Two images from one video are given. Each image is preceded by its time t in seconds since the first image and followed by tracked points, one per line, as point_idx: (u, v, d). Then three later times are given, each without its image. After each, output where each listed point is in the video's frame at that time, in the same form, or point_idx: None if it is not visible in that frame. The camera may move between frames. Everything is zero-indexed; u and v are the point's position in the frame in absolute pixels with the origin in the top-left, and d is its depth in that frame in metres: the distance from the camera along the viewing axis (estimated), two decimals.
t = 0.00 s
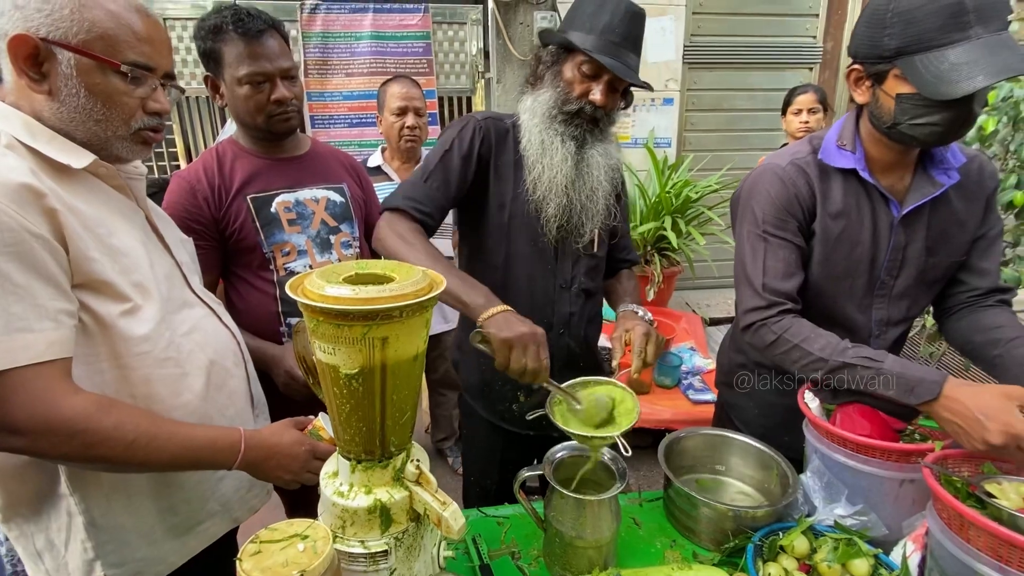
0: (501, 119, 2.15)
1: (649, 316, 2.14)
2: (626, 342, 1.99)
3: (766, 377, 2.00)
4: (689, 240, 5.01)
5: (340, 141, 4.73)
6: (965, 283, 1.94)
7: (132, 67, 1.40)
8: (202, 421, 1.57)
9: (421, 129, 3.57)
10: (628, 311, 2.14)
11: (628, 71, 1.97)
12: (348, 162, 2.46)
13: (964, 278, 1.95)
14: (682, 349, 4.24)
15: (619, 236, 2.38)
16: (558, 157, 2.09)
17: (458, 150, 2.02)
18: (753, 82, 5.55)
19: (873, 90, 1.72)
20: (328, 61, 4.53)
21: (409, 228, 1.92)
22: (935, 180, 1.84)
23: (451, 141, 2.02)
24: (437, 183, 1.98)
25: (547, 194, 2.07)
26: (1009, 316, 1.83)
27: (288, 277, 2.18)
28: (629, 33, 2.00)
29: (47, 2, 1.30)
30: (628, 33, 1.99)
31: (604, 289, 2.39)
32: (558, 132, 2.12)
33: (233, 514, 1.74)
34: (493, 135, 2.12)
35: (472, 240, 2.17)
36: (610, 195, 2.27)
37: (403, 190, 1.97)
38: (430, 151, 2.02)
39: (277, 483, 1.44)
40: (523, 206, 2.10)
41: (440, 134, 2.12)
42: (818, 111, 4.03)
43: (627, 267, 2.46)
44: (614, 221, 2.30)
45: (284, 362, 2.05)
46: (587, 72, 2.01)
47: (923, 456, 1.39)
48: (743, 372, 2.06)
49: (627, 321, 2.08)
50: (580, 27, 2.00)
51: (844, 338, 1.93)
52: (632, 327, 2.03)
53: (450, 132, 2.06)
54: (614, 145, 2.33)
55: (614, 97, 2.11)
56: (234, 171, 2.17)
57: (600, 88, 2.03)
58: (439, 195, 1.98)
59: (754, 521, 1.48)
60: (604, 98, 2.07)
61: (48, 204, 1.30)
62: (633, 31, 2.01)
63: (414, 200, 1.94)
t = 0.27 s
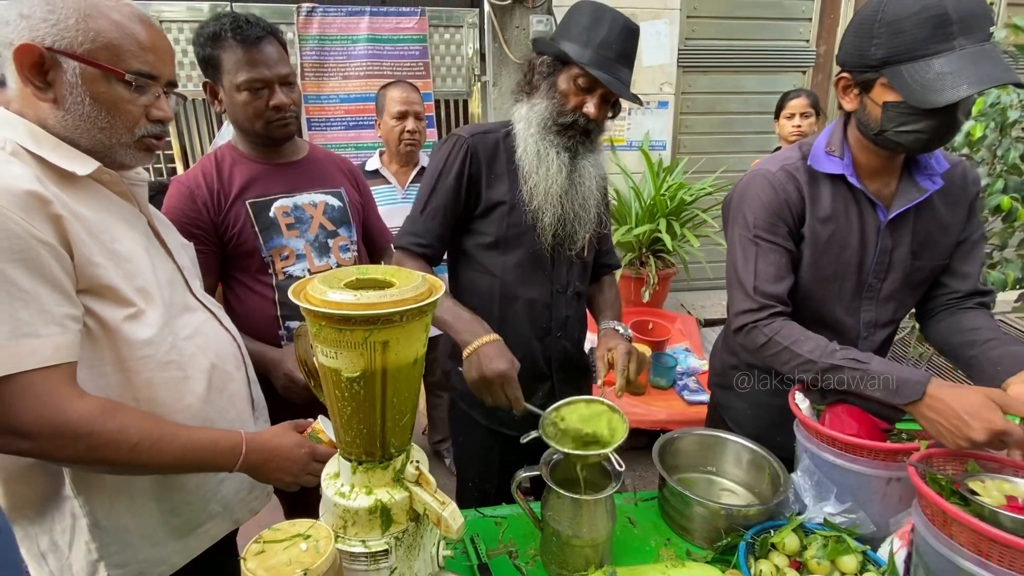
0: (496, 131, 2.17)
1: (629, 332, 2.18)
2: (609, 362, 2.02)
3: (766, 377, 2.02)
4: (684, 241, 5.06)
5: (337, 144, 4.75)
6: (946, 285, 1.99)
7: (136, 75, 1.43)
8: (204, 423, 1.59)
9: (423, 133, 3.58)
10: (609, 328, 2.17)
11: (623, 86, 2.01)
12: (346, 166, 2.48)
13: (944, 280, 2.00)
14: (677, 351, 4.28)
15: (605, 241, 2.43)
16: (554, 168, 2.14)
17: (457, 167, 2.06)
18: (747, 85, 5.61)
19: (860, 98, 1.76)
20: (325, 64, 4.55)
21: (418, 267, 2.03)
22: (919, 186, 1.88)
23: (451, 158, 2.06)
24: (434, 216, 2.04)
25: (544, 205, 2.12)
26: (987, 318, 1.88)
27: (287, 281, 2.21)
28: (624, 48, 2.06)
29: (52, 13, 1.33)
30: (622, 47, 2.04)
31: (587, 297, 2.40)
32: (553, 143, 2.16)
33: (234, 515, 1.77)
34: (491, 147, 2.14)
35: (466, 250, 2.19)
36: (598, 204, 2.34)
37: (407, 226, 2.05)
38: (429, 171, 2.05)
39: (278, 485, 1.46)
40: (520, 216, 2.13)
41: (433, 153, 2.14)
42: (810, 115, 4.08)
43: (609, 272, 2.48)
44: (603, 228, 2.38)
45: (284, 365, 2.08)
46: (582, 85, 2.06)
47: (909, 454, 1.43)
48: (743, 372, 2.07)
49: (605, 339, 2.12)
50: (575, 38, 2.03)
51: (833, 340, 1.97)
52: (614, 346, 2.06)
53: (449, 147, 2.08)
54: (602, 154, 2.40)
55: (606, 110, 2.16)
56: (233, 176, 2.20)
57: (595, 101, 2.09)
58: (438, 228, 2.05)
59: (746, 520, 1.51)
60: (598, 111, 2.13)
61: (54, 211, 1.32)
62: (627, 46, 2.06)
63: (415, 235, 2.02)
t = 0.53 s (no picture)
0: (484, 138, 2.20)
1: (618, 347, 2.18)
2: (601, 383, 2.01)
3: (766, 377, 2.05)
4: (678, 241, 5.11)
5: (333, 143, 4.77)
6: (927, 282, 2.04)
7: (139, 79, 1.45)
8: (206, 421, 1.61)
9: (421, 134, 3.61)
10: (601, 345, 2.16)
11: (600, 83, 2.05)
12: (344, 167, 2.51)
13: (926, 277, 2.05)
14: (671, 349, 4.32)
15: (598, 239, 2.46)
16: (544, 171, 2.15)
17: (452, 175, 2.08)
18: (740, 86, 5.66)
19: (846, 101, 1.81)
20: (321, 64, 4.57)
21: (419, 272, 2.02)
22: (903, 186, 1.93)
23: (445, 167, 2.08)
24: (434, 218, 2.04)
25: (537, 208, 2.13)
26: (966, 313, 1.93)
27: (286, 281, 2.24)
28: (598, 46, 2.09)
29: (58, 17, 1.35)
30: (597, 46, 2.09)
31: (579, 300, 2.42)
32: (540, 148, 2.18)
33: (235, 511, 1.79)
34: (481, 154, 2.17)
35: (464, 254, 2.23)
36: (592, 201, 2.36)
37: (407, 229, 2.02)
38: (425, 180, 2.06)
39: (279, 481, 1.49)
40: (513, 220, 2.17)
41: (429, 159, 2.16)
42: (802, 117, 4.13)
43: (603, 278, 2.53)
44: (596, 227, 2.41)
45: (283, 363, 2.10)
46: (562, 87, 2.08)
47: (894, 448, 1.48)
48: (743, 372, 2.09)
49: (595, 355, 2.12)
50: (552, 42, 2.10)
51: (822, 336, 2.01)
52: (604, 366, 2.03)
53: (440, 156, 2.11)
54: (594, 152, 2.41)
55: (591, 107, 2.16)
56: (233, 176, 2.22)
57: (576, 101, 2.10)
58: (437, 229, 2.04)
59: (737, 512, 1.55)
60: (581, 110, 2.13)
61: (59, 212, 1.34)
62: (601, 44, 2.10)
63: (416, 238, 2.00)
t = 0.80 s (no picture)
0: (484, 139, 2.21)
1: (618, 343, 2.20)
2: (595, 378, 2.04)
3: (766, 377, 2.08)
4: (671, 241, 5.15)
5: (329, 144, 4.79)
6: (908, 281, 2.09)
7: (139, 84, 1.48)
8: (205, 420, 1.64)
9: (416, 135, 3.66)
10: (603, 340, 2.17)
11: (599, 91, 2.08)
12: (339, 168, 2.54)
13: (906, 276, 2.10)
14: (665, 348, 4.37)
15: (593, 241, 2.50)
16: (543, 175, 2.19)
17: (456, 175, 2.07)
18: (733, 88, 5.71)
19: (829, 105, 1.85)
20: (317, 64, 4.59)
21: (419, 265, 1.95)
22: (885, 187, 1.98)
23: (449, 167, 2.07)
24: (439, 211, 2.02)
25: (536, 211, 2.17)
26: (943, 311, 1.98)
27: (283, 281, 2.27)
28: (599, 54, 2.12)
29: (59, 24, 1.38)
30: (597, 54, 2.12)
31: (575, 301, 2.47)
32: (539, 151, 2.21)
33: (234, 509, 1.81)
34: (483, 155, 2.18)
35: (465, 254, 2.25)
36: (588, 205, 2.41)
37: (411, 221, 1.98)
38: (429, 178, 2.05)
39: (277, 480, 1.51)
40: (512, 221, 2.20)
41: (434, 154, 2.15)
42: (793, 119, 4.18)
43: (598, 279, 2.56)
44: (592, 229, 2.45)
45: (281, 363, 2.13)
46: (562, 93, 2.10)
47: (878, 443, 1.52)
48: (743, 372, 2.11)
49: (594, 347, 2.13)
50: (552, 49, 2.12)
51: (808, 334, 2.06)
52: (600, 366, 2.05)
53: (444, 156, 2.10)
54: (589, 156, 2.46)
55: (589, 113, 2.19)
56: (230, 178, 2.24)
57: (576, 107, 2.13)
58: (440, 222, 2.01)
59: (727, 507, 1.59)
60: (580, 116, 2.16)
61: (60, 214, 1.36)
62: (602, 53, 2.13)
63: (424, 232, 1.96)
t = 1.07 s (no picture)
0: (497, 136, 2.22)
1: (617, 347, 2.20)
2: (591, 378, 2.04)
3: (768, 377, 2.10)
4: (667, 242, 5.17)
5: (325, 144, 4.79)
6: (894, 280, 2.10)
7: (136, 88, 1.48)
8: (202, 422, 1.64)
9: (411, 137, 3.65)
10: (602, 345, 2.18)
11: (611, 96, 2.10)
12: (335, 169, 2.54)
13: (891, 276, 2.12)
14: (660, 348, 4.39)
15: (598, 242, 2.51)
16: (554, 174, 2.20)
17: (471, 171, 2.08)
18: (728, 89, 5.74)
19: (816, 107, 1.87)
20: (312, 65, 4.58)
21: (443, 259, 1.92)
22: (871, 188, 2.00)
23: (465, 162, 2.08)
24: (461, 207, 2.01)
25: (546, 209, 2.18)
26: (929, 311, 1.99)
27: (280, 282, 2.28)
28: (613, 60, 2.14)
29: (56, 28, 1.38)
30: (611, 60, 2.13)
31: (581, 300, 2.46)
32: (550, 151, 2.22)
33: (231, 511, 1.81)
34: (495, 152, 2.20)
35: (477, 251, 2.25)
36: (595, 207, 2.43)
37: (433, 216, 1.95)
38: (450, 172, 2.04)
39: (273, 482, 1.51)
40: (524, 220, 2.21)
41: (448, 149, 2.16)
42: (787, 121, 4.21)
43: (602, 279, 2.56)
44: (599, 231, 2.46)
45: (277, 364, 2.13)
46: (574, 96, 2.13)
47: (870, 443, 1.54)
48: (744, 373, 2.11)
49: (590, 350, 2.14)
50: (566, 51, 2.14)
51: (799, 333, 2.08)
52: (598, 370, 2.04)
53: (458, 151, 2.11)
54: (596, 159, 2.48)
55: (598, 117, 2.21)
56: (226, 180, 2.24)
57: (586, 111, 2.15)
58: (466, 218, 2.01)
59: (722, 507, 1.61)
60: (590, 121, 2.19)
61: (56, 217, 1.36)
62: (616, 60, 2.15)
63: (450, 227, 1.93)
